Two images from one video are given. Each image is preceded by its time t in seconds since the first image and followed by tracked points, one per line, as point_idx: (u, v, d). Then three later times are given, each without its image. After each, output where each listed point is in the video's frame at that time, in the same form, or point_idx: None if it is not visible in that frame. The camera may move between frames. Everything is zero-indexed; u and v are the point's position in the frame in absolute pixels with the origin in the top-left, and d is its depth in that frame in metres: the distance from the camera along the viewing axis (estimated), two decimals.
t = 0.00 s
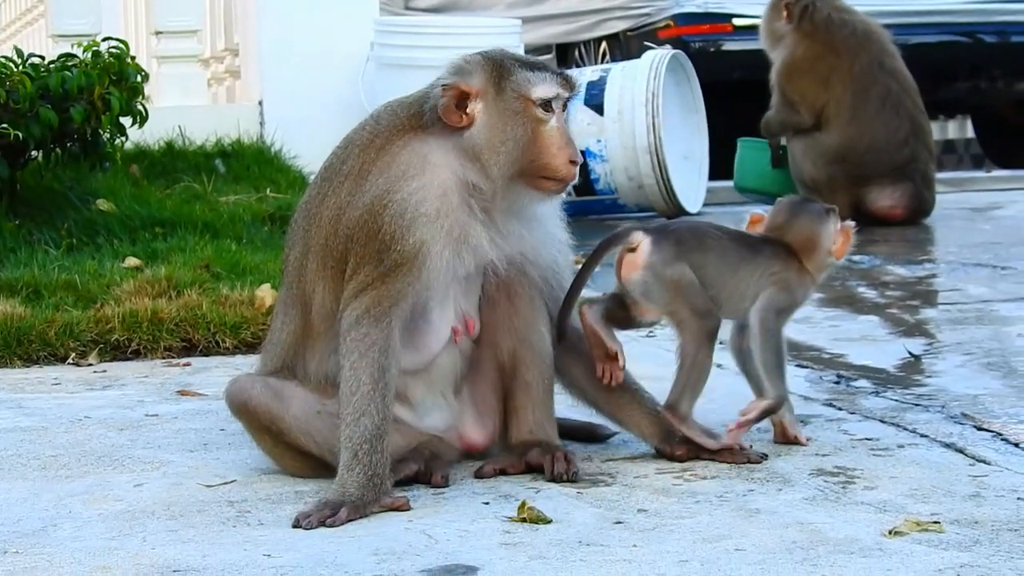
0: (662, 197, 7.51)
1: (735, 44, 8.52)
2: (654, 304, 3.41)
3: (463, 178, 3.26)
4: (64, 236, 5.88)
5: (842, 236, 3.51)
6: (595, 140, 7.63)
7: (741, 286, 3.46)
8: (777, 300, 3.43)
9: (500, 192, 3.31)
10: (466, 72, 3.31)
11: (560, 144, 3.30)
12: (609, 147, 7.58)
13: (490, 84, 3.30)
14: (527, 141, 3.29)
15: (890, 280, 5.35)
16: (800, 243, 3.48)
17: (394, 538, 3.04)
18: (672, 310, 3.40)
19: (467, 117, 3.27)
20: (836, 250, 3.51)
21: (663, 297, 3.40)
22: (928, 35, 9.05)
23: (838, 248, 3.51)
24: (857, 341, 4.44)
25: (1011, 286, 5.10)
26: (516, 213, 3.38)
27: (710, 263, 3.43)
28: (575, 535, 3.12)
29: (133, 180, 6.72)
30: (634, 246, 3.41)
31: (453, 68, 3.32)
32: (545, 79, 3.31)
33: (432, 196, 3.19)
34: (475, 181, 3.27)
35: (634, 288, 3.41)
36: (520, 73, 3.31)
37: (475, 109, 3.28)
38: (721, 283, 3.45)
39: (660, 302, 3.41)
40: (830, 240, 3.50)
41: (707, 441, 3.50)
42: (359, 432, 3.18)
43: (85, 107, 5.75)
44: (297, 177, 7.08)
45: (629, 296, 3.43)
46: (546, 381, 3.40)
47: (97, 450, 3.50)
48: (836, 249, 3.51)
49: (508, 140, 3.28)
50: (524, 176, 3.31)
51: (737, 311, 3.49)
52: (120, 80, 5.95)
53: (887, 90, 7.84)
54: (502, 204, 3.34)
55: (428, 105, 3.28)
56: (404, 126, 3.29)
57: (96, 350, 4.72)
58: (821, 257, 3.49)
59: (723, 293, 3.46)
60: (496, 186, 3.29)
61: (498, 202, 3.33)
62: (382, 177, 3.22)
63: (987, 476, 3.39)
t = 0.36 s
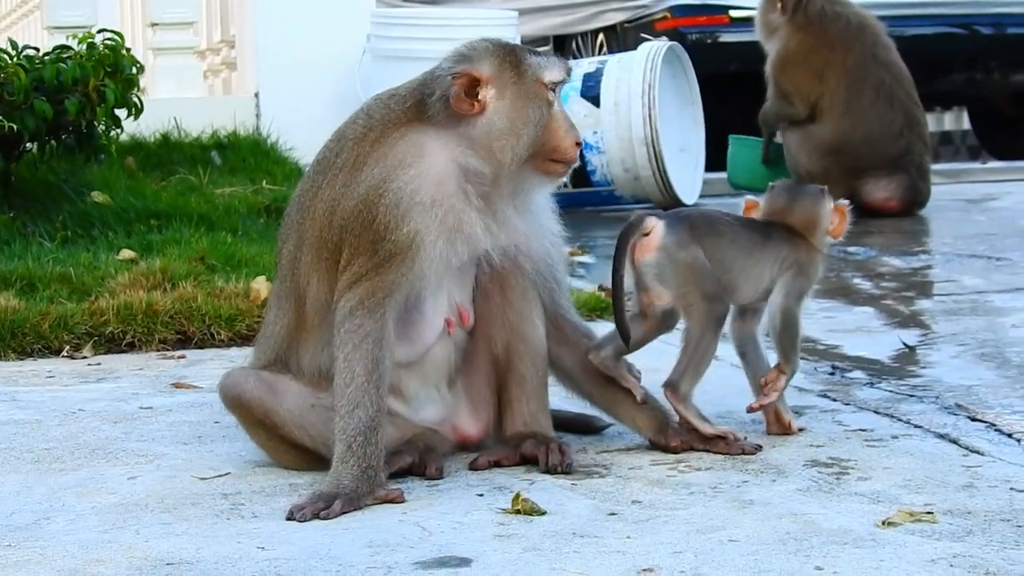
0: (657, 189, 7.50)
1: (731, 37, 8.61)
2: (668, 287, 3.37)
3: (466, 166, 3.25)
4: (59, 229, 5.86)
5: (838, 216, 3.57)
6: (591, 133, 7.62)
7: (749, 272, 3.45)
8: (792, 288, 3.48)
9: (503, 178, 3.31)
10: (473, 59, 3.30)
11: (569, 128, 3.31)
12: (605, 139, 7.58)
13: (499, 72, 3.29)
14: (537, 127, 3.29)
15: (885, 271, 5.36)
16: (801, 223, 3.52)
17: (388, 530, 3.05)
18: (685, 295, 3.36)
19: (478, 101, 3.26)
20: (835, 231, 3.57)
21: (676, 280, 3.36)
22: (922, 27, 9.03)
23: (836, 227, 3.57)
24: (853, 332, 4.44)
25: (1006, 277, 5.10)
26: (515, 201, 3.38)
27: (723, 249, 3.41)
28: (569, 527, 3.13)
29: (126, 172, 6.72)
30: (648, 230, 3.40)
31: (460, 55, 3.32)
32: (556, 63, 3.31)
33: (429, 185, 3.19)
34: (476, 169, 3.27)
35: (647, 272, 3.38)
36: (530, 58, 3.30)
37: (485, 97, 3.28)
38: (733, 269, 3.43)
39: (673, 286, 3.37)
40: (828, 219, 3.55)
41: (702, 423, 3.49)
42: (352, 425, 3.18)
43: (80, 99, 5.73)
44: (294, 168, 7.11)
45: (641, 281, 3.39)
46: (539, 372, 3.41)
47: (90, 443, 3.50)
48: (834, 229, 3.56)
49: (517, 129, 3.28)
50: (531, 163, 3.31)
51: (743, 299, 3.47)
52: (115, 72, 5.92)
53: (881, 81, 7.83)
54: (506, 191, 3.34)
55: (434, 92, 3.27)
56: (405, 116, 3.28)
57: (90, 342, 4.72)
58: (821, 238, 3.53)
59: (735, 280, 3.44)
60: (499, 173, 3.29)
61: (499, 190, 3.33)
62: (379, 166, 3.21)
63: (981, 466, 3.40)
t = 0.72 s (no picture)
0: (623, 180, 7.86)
1: (699, 28, 8.60)
2: (642, 280, 3.41)
3: (441, 145, 3.29)
4: (23, 220, 5.94)
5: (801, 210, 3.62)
6: (557, 123, 7.93)
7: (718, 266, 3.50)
8: (750, 274, 3.52)
9: (478, 159, 3.34)
10: (459, 39, 3.34)
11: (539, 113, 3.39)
12: (571, 130, 7.89)
13: (486, 50, 3.36)
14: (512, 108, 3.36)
15: (850, 261, 5.40)
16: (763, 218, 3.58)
17: (351, 521, 3.09)
18: (656, 288, 3.40)
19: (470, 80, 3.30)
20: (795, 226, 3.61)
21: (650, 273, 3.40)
22: (890, 19, 9.19)
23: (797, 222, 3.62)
24: (817, 323, 4.47)
25: (970, 267, 5.15)
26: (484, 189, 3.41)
27: (696, 243, 3.46)
28: (531, 517, 3.15)
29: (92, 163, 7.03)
30: (625, 221, 3.42)
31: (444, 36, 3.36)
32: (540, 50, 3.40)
33: (400, 163, 3.22)
34: (451, 149, 3.30)
35: (622, 263, 3.40)
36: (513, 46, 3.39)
37: (478, 74, 3.31)
38: (704, 263, 3.47)
39: (646, 280, 3.41)
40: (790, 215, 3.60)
41: (667, 414, 3.52)
42: (316, 414, 3.21)
43: (44, 92, 5.76)
44: (256, 160, 7.52)
45: (615, 272, 3.42)
46: (503, 362, 3.44)
47: (52, 435, 3.54)
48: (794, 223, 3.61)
49: (506, 103, 3.35)
50: (505, 145, 3.37)
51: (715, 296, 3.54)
52: (79, 63, 5.90)
53: (845, 73, 7.97)
54: (481, 173, 3.37)
55: (421, 71, 3.26)
56: (389, 93, 3.28)
57: (53, 334, 4.72)
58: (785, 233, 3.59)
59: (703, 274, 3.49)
60: (474, 154, 3.33)
61: (472, 172, 3.36)
62: (351, 146, 3.23)
63: (942, 456, 3.44)
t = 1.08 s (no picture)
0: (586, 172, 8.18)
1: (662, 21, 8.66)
2: (615, 269, 3.51)
3: (401, 134, 3.29)
4: None
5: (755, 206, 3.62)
6: (520, 116, 8.24)
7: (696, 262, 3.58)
8: (734, 297, 3.63)
9: (439, 150, 3.34)
10: (423, 27, 3.35)
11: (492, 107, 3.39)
12: (534, 122, 8.21)
13: (449, 40, 3.36)
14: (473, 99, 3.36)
15: (812, 254, 5.64)
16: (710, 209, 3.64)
17: (311, 511, 3.12)
18: (631, 277, 3.49)
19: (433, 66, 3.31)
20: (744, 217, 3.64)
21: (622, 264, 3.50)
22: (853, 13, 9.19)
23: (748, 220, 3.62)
24: (777, 314, 4.60)
25: (930, 260, 5.36)
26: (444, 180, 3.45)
27: (672, 235, 3.53)
28: (489, 507, 3.17)
29: (55, 156, 7.22)
30: (600, 211, 3.51)
31: (408, 24, 3.36)
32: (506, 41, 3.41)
33: (360, 150, 3.24)
34: (411, 139, 3.30)
35: (597, 251, 3.51)
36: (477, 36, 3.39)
37: (441, 63, 3.32)
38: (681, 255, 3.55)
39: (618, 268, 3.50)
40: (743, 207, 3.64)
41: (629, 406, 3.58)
42: (275, 405, 3.24)
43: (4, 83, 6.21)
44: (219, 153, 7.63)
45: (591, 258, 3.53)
46: (461, 354, 3.49)
47: (12, 426, 3.59)
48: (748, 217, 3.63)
49: (469, 93, 3.35)
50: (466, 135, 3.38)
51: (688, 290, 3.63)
52: (40, 55, 6.33)
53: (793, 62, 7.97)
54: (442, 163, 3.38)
55: (384, 59, 3.27)
56: (351, 79, 3.29)
57: (13, 325, 4.86)
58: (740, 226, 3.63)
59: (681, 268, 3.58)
60: (435, 143, 3.33)
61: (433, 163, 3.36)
62: (311, 132, 3.25)
63: (901, 447, 3.47)
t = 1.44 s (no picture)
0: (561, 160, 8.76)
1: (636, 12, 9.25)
2: (590, 282, 3.53)
3: (373, 124, 3.36)
4: None
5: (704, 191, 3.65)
6: (496, 105, 8.74)
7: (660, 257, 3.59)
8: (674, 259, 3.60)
9: (411, 140, 3.43)
10: (396, 19, 3.42)
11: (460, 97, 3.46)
12: (509, 111, 8.70)
13: (421, 31, 3.42)
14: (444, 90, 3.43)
15: (787, 243, 5.69)
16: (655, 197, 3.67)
17: (286, 501, 3.13)
18: (605, 289, 3.53)
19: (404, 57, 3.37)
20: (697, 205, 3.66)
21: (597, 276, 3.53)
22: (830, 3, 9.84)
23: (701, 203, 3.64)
24: (752, 303, 4.63)
25: (904, 248, 5.40)
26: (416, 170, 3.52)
27: (638, 233, 3.55)
28: (465, 496, 3.19)
29: (31, 144, 7.81)
30: (569, 226, 3.50)
31: (380, 15, 3.43)
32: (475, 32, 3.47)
33: (332, 140, 3.30)
34: (382, 129, 3.38)
35: (571, 266, 3.52)
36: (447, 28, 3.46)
37: (414, 54, 3.38)
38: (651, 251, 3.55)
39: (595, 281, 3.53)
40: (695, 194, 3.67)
41: (604, 403, 3.60)
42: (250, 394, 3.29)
43: None
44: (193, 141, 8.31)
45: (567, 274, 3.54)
46: (435, 342, 3.56)
47: None
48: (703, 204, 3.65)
49: (441, 83, 3.42)
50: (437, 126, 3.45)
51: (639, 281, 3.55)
52: (15, 44, 6.91)
53: (723, 59, 8.25)
54: (414, 152, 3.46)
55: (356, 50, 3.34)
56: (323, 70, 3.36)
57: None
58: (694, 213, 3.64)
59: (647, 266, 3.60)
60: (407, 133, 3.42)
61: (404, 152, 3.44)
62: (283, 122, 3.31)
63: (877, 435, 3.49)
